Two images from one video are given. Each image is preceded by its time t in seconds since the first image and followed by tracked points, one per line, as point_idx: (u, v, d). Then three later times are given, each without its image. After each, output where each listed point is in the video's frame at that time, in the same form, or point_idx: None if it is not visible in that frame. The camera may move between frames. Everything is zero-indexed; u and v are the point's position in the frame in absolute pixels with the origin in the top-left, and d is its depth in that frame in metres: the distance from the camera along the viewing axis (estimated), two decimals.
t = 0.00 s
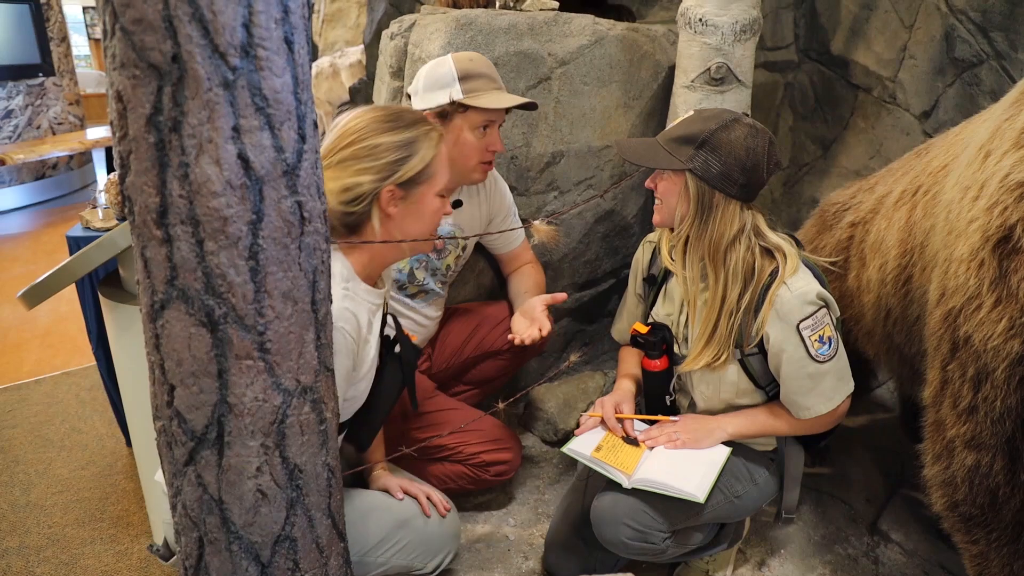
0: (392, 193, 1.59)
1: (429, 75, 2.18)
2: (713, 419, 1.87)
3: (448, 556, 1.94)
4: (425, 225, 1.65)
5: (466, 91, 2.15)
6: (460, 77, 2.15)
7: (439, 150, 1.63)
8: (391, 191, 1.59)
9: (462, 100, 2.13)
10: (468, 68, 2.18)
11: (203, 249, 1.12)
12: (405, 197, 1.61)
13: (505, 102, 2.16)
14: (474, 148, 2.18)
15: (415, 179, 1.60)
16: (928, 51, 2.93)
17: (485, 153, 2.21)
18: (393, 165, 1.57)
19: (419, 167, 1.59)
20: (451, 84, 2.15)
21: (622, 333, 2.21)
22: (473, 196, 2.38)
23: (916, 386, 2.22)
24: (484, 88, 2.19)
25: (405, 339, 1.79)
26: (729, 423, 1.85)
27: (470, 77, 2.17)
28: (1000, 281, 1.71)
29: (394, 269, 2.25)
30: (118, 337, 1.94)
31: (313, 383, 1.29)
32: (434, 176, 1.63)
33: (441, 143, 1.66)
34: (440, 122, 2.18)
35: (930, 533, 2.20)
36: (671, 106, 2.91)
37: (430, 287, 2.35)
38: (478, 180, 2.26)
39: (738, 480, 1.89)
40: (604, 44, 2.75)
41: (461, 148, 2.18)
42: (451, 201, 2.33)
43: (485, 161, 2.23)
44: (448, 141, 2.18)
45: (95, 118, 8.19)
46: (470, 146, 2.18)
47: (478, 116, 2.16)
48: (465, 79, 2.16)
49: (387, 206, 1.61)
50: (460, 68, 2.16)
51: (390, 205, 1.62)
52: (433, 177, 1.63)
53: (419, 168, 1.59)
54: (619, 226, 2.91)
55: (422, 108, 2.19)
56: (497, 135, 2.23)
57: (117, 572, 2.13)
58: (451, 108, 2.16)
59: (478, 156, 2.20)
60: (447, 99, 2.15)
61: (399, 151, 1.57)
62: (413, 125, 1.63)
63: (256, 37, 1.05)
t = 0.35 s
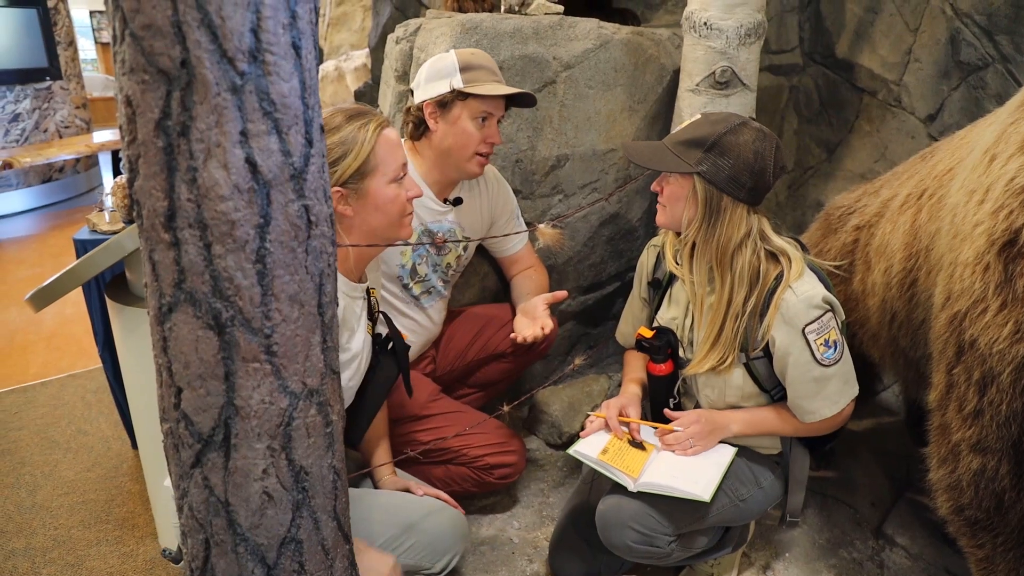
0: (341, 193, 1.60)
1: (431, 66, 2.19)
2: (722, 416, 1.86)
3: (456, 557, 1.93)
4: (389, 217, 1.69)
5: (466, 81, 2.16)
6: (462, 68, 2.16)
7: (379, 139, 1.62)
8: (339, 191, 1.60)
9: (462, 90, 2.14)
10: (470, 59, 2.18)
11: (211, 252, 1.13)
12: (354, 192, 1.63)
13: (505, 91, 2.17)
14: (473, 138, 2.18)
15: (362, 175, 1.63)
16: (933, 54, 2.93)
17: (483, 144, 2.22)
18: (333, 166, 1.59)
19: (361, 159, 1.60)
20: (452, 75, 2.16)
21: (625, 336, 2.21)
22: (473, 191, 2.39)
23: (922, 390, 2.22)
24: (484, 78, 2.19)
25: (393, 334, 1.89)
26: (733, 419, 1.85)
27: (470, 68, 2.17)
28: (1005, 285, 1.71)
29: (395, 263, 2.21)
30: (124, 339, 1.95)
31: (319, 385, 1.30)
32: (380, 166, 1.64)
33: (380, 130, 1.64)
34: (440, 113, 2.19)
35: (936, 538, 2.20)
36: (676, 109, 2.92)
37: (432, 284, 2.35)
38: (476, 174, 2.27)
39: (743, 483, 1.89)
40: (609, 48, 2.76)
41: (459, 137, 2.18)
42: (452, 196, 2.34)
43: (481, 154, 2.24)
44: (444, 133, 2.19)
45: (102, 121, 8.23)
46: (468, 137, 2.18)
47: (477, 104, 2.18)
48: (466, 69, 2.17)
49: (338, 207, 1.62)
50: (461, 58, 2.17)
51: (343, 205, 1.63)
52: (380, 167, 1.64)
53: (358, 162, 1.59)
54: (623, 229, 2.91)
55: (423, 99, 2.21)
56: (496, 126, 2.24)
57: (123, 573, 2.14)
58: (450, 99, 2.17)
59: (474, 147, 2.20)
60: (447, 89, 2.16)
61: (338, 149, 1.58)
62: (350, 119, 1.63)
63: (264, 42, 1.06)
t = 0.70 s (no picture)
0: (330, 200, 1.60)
1: (430, 71, 2.20)
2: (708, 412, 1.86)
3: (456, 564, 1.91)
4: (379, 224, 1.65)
5: (465, 85, 2.16)
6: (460, 72, 2.16)
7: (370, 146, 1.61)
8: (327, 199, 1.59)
9: (460, 94, 2.14)
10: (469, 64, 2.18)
11: (213, 256, 1.13)
12: (344, 200, 1.61)
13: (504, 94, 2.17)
14: (474, 143, 2.19)
15: (351, 181, 1.60)
16: (933, 56, 2.93)
17: (484, 148, 2.22)
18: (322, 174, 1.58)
19: (350, 166, 1.59)
20: (451, 79, 2.16)
21: (626, 339, 2.21)
22: (473, 195, 2.39)
23: (923, 392, 2.22)
24: (483, 82, 2.19)
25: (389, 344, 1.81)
26: (717, 417, 1.85)
27: (470, 71, 2.17)
28: (1006, 287, 1.71)
29: (395, 268, 2.23)
30: (126, 343, 1.95)
31: (321, 389, 1.30)
32: (371, 171, 1.62)
33: (372, 136, 1.62)
34: (440, 118, 2.19)
35: (938, 540, 2.19)
36: (677, 111, 2.92)
37: (433, 288, 2.35)
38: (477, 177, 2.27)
39: (743, 485, 1.89)
40: (609, 50, 2.76)
41: (460, 142, 2.18)
42: (452, 200, 2.35)
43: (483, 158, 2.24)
44: (443, 137, 2.20)
45: (103, 124, 8.25)
46: (468, 140, 2.18)
47: (477, 109, 2.18)
48: (465, 73, 2.16)
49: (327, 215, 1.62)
50: (459, 62, 2.17)
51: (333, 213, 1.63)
52: (371, 173, 1.62)
53: (347, 169, 1.58)
54: (625, 232, 2.91)
55: (423, 104, 2.21)
56: (496, 131, 2.24)
57: None
58: (450, 103, 2.17)
59: (475, 150, 2.20)
60: (446, 94, 2.16)
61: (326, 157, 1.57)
62: (341, 126, 1.63)
63: (266, 46, 1.06)
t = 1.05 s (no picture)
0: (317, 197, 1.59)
1: (425, 67, 2.19)
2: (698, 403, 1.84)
3: (457, 558, 1.91)
4: (368, 222, 1.64)
5: (460, 80, 2.15)
6: (455, 66, 2.15)
7: (358, 143, 1.61)
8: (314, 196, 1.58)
9: (455, 89, 2.14)
10: (463, 59, 2.17)
11: (209, 251, 1.13)
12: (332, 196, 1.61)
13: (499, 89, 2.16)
14: (470, 138, 2.18)
15: (336, 180, 1.59)
16: (932, 49, 2.92)
17: (481, 143, 2.21)
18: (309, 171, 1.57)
19: (338, 162, 1.58)
20: (445, 74, 2.16)
21: (625, 330, 2.20)
22: (473, 190, 2.39)
23: (922, 386, 2.22)
24: (477, 78, 2.17)
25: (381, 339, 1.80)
26: (706, 413, 1.83)
27: (464, 66, 2.16)
28: (1005, 279, 1.70)
29: (394, 264, 2.23)
30: (124, 339, 1.95)
31: (318, 384, 1.30)
32: (357, 170, 1.61)
33: (360, 133, 1.62)
34: (436, 114, 2.19)
35: (937, 534, 2.20)
36: (675, 106, 2.91)
37: (432, 284, 2.35)
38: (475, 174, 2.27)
39: (742, 478, 1.89)
40: (607, 45, 2.75)
41: (456, 138, 2.18)
42: (451, 195, 2.35)
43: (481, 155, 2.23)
44: (440, 134, 2.19)
45: (101, 121, 8.24)
46: (465, 136, 2.18)
47: (472, 104, 2.17)
48: (459, 69, 2.16)
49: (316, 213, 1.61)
50: (453, 58, 2.17)
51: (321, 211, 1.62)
52: (357, 171, 1.61)
53: (335, 165, 1.57)
54: (623, 227, 2.91)
55: (420, 100, 2.21)
56: (492, 126, 2.22)
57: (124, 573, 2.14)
58: (445, 98, 2.16)
59: (474, 146, 2.20)
60: (441, 89, 2.16)
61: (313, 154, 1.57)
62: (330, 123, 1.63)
63: (260, 41, 1.06)
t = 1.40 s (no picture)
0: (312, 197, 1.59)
1: (425, 73, 2.20)
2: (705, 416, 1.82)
3: (453, 556, 1.93)
4: (365, 221, 1.63)
5: (459, 87, 2.15)
6: (454, 73, 2.16)
7: (356, 146, 1.62)
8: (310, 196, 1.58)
9: (454, 97, 2.13)
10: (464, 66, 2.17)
11: (206, 253, 1.13)
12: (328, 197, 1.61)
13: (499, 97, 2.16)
14: (468, 145, 2.18)
15: (335, 178, 1.60)
16: (928, 48, 2.93)
17: (478, 149, 2.21)
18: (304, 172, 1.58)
19: (335, 164, 1.59)
20: (445, 81, 2.16)
21: (621, 331, 2.20)
22: (470, 197, 2.39)
23: (918, 385, 2.22)
24: (477, 85, 2.17)
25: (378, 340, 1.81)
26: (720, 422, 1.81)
27: (463, 73, 2.16)
28: (1000, 279, 1.71)
29: (393, 267, 2.23)
30: (121, 340, 1.95)
31: (315, 385, 1.30)
32: (355, 171, 1.61)
33: (359, 137, 1.63)
34: (435, 119, 2.20)
35: (934, 533, 2.20)
36: (672, 106, 2.92)
37: (429, 287, 2.34)
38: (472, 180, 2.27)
39: (739, 478, 1.89)
40: (604, 45, 2.76)
41: (454, 146, 2.18)
42: (449, 199, 2.35)
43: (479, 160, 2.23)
44: (439, 137, 2.19)
45: (98, 121, 8.23)
46: (463, 143, 2.18)
47: (469, 111, 2.17)
48: (459, 77, 2.16)
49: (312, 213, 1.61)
50: (452, 65, 2.16)
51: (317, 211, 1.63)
52: (355, 171, 1.61)
53: (331, 166, 1.58)
54: (620, 227, 2.91)
55: (420, 106, 2.21)
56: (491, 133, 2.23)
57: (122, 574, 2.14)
58: (444, 104, 2.17)
59: (473, 148, 2.20)
60: (439, 97, 2.16)
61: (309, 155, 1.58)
62: (329, 126, 1.65)
63: (256, 42, 1.06)
